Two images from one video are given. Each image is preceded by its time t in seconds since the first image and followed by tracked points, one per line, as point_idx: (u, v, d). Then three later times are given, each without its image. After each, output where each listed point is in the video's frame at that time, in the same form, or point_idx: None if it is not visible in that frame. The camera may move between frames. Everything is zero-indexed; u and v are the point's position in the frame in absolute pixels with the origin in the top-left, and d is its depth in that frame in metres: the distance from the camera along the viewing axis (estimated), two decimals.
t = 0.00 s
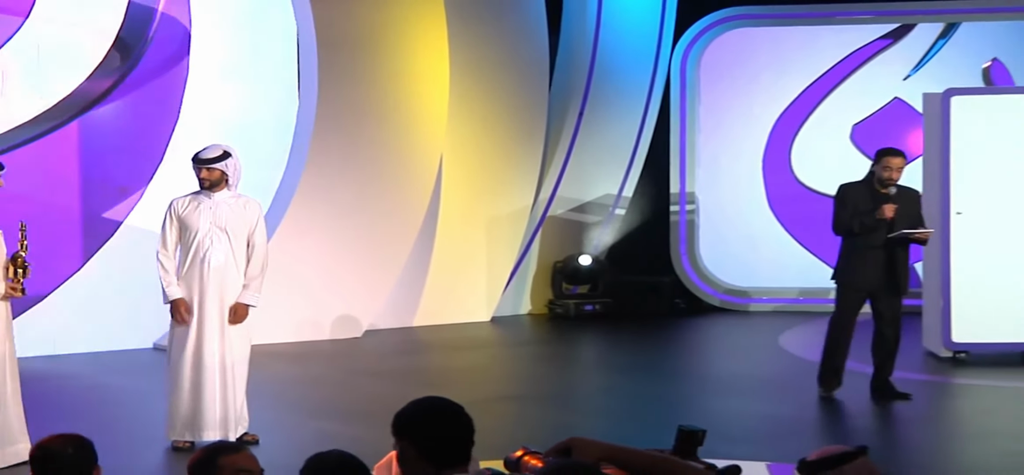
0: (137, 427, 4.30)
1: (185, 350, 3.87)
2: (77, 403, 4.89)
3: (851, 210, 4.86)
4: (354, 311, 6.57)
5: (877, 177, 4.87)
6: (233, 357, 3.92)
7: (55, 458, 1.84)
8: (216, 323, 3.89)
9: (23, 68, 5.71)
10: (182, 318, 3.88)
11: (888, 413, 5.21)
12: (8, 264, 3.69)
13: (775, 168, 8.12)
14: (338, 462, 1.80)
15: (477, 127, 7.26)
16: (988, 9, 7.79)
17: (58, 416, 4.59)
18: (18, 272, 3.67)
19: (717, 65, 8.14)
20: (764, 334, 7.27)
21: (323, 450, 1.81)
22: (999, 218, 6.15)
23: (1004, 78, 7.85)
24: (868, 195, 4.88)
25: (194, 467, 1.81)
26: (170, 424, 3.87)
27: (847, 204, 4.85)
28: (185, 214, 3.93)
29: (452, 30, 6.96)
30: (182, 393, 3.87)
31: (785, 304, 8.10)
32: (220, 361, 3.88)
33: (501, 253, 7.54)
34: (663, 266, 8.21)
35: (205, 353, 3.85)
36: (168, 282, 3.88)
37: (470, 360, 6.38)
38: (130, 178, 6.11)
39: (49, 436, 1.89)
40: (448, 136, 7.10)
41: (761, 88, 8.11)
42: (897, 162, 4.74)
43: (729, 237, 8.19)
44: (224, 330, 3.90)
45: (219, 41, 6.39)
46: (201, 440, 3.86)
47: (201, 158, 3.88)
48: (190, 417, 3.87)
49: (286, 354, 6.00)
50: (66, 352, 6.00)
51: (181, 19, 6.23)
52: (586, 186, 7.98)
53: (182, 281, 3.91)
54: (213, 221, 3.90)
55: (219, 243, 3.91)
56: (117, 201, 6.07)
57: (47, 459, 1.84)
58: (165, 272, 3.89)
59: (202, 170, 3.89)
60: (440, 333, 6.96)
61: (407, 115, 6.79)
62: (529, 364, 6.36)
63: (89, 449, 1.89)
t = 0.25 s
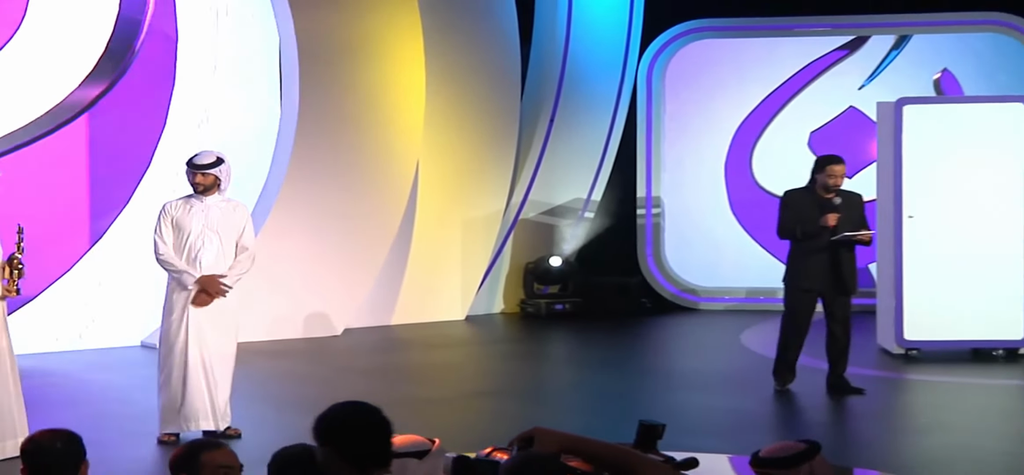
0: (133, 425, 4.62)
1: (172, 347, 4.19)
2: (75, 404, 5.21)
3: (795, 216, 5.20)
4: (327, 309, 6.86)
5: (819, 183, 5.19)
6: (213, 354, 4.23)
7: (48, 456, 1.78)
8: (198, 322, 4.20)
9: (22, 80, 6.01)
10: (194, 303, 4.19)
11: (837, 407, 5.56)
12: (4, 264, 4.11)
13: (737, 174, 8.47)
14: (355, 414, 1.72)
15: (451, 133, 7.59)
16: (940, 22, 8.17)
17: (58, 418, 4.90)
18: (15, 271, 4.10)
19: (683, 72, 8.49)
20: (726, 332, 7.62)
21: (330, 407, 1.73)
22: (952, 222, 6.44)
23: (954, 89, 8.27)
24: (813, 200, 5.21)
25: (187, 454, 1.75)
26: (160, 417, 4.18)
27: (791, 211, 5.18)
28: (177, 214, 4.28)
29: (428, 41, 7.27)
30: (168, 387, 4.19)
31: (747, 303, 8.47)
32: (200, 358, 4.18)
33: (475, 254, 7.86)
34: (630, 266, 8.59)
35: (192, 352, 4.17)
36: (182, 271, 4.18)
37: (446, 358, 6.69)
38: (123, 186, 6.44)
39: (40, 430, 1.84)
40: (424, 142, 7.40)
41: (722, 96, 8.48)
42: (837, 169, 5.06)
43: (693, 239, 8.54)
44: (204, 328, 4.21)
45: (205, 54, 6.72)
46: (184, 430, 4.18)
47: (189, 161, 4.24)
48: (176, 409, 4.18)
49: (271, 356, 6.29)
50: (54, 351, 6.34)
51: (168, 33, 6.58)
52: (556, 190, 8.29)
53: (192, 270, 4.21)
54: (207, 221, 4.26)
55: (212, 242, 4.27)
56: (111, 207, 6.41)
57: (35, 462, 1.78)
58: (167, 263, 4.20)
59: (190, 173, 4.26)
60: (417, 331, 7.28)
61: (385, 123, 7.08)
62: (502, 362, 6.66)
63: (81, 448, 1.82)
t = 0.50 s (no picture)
0: (132, 423, 4.92)
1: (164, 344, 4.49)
2: (77, 406, 5.51)
3: (750, 219, 5.54)
4: (307, 305, 7.12)
5: (771, 187, 5.53)
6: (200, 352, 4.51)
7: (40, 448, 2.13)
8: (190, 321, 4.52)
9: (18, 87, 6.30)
10: (199, 306, 4.51)
11: (800, 399, 5.88)
12: (6, 263, 4.36)
13: (709, 177, 8.78)
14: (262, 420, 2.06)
15: (435, 137, 7.88)
16: (901, 30, 8.58)
17: (63, 418, 5.20)
18: (16, 270, 4.35)
19: (656, 78, 8.78)
20: (697, 329, 7.94)
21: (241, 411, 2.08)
22: (911, 222, 6.77)
23: (916, 95, 8.67)
24: (766, 203, 5.54)
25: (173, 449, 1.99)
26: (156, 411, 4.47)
27: (744, 215, 5.53)
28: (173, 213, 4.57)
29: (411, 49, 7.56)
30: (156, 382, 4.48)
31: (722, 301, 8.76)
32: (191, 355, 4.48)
33: (457, 253, 8.13)
34: (606, 265, 8.91)
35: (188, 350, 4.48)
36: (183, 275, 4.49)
37: (428, 355, 6.99)
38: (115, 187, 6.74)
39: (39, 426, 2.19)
40: (408, 145, 7.69)
41: (695, 101, 8.78)
42: (786, 171, 5.40)
43: (667, 240, 8.83)
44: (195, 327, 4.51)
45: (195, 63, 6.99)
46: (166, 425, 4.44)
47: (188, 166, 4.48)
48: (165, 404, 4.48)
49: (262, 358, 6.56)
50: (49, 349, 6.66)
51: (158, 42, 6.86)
52: (534, 192, 8.61)
53: (197, 276, 4.53)
54: (207, 225, 4.57)
55: (210, 245, 4.59)
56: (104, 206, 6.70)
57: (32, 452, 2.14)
58: (173, 269, 4.50)
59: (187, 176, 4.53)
60: (402, 328, 7.57)
61: (370, 128, 7.35)
62: (482, 357, 6.95)
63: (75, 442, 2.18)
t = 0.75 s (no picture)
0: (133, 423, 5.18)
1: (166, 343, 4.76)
2: (81, 403, 5.77)
3: (714, 223, 5.87)
4: (295, 301, 7.36)
5: (732, 190, 5.85)
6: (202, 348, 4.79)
7: (42, 442, 2.44)
8: (194, 320, 4.79)
9: (19, 93, 6.69)
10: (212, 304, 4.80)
11: (770, 393, 6.15)
12: (9, 264, 4.58)
13: (685, 180, 9.11)
14: (210, 426, 2.21)
15: (421, 141, 8.16)
16: (871, 39, 8.97)
17: (69, 415, 5.46)
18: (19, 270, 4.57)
19: (636, 84, 9.09)
20: (674, 326, 8.24)
21: (182, 421, 2.23)
22: (879, 224, 7.07)
23: (884, 101, 9.07)
24: (729, 206, 5.87)
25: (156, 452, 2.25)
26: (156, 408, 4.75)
27: (708, 219, 5.85)
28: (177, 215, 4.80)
29: (397, 57, 7.81)
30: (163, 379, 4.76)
31: (699, 299, 9.05)
32: (189, 353, 4.76)
33: (443, 253, 8.40)
34: (587, 265, 9.17)
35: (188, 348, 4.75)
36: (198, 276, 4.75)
37: (414, 351, 7.25)
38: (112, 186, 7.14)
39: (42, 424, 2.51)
40: (395, 149, 7.96)
41: (672, 106, 9.11)
42: (745, 174, 5.72)
43: (646, 241, 9.14)
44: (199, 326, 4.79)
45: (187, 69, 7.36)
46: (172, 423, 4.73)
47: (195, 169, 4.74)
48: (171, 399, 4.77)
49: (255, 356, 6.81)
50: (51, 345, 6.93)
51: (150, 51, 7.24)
52: (517, 194, 8.91)
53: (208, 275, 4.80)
54: (211, 226, 4.85)
55: (212, 246, 4.87)
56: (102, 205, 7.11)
57: (34, 447, 2.45)
58: (188, 271, 4.75)
59: (192, 179, 4.79)
60: (389, 326, 7.84)
61: (358, 133, 7.59)
62: (467, 354, 7.22)
63: (78, 438, 2.48)
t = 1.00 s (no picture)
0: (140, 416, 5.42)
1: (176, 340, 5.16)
2: (88, 398, 6.03)
3: (690, 225, 6.12)
4: (288, 299, 7.58)
5: (707, 194, 6.11)
6: (209, 343, 5.25)
7: (54, 440, 2.45)
8: (199, 316, 5.22)
9: (20, 99, 6.88)
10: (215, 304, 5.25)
11: (748, 390, 6.40)
12: (16, 264, 4.79)
13: (666, 184, 9.38)
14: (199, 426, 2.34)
15: (412, 145, 8.41)
16: (847, 48, 9.24)
17: (77, 409, 5.72)
18: (25, 271, 4.77)
19: (620, 90, 9.35)
20: (655, 325, 8.50)
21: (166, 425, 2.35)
22: (853, 227, 7.34)
23: (859, 107, 9.40)
24: (704, 209, 6.13)
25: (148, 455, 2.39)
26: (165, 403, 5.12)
27: (685, 222, 6.11)
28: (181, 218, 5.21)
29: (388, 64, 8.05)
30: (171, 374, 5.17)
31: (682, 300, 9.30)
32: (200, 351, 5.21)
33: (432, 254, 8.63)
34: (572, 266, 9.42)
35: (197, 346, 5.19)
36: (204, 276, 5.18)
37: (404, 350, 7.49)
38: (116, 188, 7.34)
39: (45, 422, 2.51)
40: (385, 153, 8.21)
41: (654, 112, 9.38)
42: (720, 178, 5.99)
43: (628, 242, 9.40)
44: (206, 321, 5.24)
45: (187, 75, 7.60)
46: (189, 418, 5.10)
47: (197, 174, 5.19)
48: (193, 398, 5.19)
49: (250, 355, 7.03)
50: (51, 343, 7.21)
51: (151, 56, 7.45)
52: (504, 197, 9.17)
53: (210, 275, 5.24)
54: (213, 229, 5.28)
55: (213, 246, 5.30)
56: (106, 206, 7.31)
57: (40, 448, 2.46)
58: (197, 272, 5.18)
59: (195, 185, 5.25)
60: (380, 326, 8.07)
61: (348, 138, 7.81)
62: (456, 353, 7.44)
63: (86, 438, 2.50)
